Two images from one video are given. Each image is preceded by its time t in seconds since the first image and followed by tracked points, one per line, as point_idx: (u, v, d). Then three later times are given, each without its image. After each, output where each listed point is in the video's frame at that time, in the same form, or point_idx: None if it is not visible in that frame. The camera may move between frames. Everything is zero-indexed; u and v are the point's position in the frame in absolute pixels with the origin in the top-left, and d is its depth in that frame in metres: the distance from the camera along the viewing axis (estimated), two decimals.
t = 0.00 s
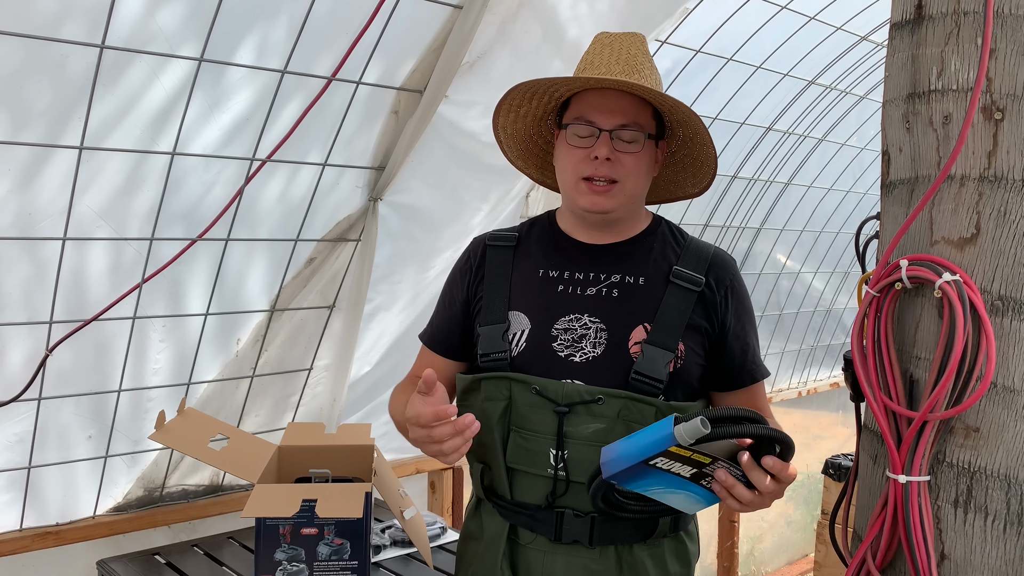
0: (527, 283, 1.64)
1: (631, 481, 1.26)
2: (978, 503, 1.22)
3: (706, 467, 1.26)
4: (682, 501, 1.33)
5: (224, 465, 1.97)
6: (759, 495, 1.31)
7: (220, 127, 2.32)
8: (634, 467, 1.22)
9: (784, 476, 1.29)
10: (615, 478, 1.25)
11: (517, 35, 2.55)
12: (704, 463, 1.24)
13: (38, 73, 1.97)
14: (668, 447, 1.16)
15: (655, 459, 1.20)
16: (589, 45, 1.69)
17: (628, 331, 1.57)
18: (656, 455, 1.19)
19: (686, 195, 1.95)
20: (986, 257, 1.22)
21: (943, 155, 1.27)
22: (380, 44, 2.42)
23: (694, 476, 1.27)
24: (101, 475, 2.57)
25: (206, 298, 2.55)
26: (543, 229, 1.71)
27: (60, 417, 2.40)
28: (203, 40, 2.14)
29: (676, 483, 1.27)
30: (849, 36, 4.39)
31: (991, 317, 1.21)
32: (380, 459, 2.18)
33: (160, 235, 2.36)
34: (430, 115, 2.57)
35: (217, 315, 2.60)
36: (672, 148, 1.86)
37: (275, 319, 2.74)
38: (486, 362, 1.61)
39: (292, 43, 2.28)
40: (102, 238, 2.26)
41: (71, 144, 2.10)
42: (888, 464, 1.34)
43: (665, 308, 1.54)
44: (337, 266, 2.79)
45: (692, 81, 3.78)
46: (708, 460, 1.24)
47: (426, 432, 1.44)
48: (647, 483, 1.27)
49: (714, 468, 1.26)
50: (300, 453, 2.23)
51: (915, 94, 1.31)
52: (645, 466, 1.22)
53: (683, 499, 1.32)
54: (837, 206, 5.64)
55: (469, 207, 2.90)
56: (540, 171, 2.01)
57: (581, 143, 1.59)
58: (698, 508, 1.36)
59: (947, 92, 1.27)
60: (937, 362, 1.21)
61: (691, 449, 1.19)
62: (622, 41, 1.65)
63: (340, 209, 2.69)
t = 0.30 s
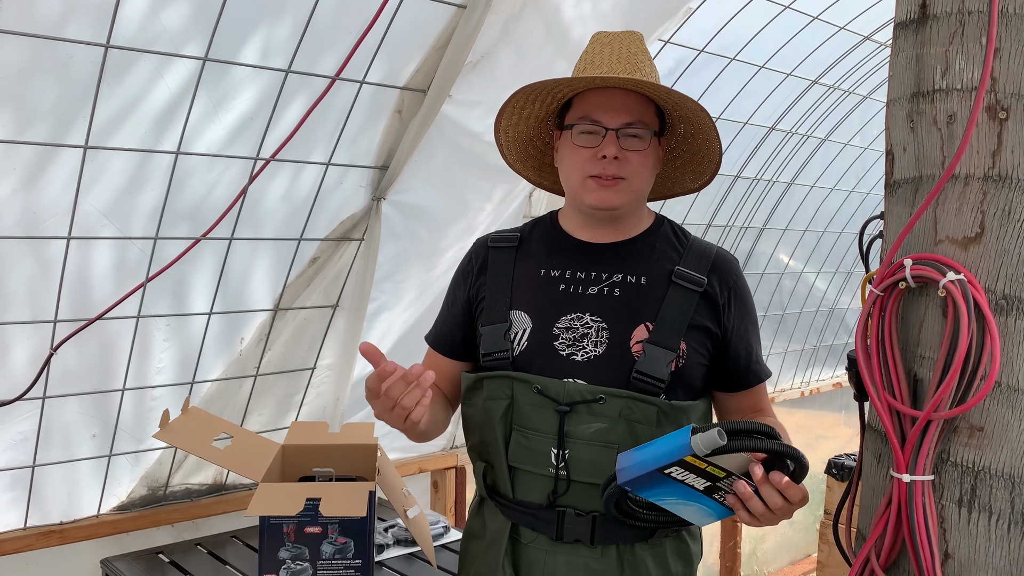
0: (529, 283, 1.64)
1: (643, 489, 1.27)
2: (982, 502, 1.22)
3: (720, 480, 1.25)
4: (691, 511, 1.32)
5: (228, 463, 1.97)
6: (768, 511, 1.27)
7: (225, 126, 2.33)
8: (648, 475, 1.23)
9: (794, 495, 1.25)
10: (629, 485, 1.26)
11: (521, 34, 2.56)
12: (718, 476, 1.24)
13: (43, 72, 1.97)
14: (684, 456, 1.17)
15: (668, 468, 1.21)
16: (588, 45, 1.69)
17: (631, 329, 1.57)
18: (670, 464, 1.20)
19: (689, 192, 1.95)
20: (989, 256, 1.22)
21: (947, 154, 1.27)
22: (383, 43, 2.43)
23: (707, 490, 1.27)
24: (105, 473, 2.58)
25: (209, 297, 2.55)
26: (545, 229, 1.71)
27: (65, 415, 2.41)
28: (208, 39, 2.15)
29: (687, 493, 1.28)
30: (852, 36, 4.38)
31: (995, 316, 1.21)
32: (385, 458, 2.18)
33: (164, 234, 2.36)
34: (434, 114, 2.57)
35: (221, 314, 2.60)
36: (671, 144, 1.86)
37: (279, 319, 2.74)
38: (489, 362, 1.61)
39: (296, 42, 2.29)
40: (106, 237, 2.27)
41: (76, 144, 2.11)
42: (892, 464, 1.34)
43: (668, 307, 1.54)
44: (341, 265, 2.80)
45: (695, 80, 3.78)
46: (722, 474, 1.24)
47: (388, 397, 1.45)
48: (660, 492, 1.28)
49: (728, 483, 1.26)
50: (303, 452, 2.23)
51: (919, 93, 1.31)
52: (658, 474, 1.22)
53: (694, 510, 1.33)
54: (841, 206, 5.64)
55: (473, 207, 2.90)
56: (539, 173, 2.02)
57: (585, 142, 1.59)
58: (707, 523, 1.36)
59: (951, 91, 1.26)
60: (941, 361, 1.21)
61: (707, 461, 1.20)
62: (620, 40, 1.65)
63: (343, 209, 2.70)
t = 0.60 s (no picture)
0: (530, 283, 1.65)
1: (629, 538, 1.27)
2: (982, 501, 1.22)
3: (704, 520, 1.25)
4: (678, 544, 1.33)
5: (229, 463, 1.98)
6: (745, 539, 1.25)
7: (227, 126, 2.33)
8: (633, 526, 1.23)
9: (774, 524, 1.22)
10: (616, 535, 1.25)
11: (522, 34, 2.56)
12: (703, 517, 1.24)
13: (45, 73, 1.98)
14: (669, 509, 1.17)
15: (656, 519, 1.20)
16: (591, 46, 1.69)
17: (632, 330, 1.57)
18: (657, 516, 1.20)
19: (689, 192, 1.96)
20: (990, 256, 1.22)
21: (947, 154, 1.27)
22: (384, 44, 2.43)
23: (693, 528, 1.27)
24: (107, 473, 2.59)
25: (211, 297, 2.56)
26: (546, 229, 1.71)
27: (67, 414, 2.42)
28: (210, 39, 2.16)
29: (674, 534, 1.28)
30: (853, 36, 4.39)
31: (995, 315, 1.21)
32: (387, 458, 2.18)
33: (166, 234, 2.37)
34: (436, 115, 2.58)
35: (223, 314, 2.61)
36: (673, 145, 1.86)
37: (280, 318, 2.74)
38: (490, 362, 1.62)
39: (297, 43, 2.30)
40: (108, 237, 2.27)
41: (77, 144, 2.11)
42: (892, 463, 1.34)
43: (669, 308, 1.54)
44: (342, 265, 2.80)
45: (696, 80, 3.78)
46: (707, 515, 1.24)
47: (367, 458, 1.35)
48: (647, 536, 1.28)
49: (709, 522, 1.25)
50: (305, 452, 2.24)
51: (919, 94, 1.31)
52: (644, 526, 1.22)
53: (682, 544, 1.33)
54: (842, 206, 5.64)
55: (474, 207, 2.90)
56: (540, 170, 2.01)
57: (587, 144, 1.60)
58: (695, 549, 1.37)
59: (951, 91, 1.27)
60: (941, 360, 1.22)
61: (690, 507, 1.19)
62: (625, 41, 1.65)
63: (344, 209, 2.70)
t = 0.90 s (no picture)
0: (530, 284, 1.65)
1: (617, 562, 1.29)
2: (980, 501, 1.23)
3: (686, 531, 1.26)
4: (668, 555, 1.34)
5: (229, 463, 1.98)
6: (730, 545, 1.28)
7: (227, 127, 2.34)
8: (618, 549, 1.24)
9: (753, 523, 1.25)
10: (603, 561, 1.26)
11: (521, 35, 2.57)
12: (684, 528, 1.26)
13: (46, 74, 1.99)
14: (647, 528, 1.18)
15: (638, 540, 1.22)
16: (590, 47, 1.69)
17: (631, 330, 1.58)
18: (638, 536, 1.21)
19: (688, 192, 1.96)
20: (987, 256, 1.22)
21: (944, 155, 1.28)
22: (384, 45, 2.44)
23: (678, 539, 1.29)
24: (108, 473, 2.59)
25: (212, 298, 2.56)
26: (545, 230, 1.72)
27: (68, 415, 2.42)
28: (210, 40, 2.16)
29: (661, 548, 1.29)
30: (853, 36, 4.39)
31: (993, 316, 1.22)
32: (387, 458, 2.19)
33: (166, 235, 2.38)
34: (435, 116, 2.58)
35: (223, 315, 2.61)
36: (672, 146, 1.86)
37: (280, 319, 2.75)
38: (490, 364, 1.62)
39: (297, 44, 2.30)
40: (108, 239, 2.28)
41: (78, 145, 2.12)
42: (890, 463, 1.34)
43: (668, 309, 1.55)
44: (342, 266, 2.81)
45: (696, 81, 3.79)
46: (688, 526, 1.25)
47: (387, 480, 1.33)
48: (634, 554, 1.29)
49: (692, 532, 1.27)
50: (305, 452, 2.24)
51: (917, 94, 1.32)
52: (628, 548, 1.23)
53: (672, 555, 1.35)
54: (842, 206, 5.64)
55: (473, 208, 2.91)
56: (539, 170, 2.02)
57: (586, 145, 1.60)
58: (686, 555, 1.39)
59: (949, 92, 1.27)
60: (939, 360, 1.22)
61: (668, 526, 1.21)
62: (624, 42, 1.66)
63: (344, 209, 2.71)
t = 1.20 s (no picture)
0: (529, 285, 1.65)
1: None
2: (979, 502, 1.23)
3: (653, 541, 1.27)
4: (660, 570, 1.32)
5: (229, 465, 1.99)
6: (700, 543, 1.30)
7: (226, 129, 2.34)
8: None
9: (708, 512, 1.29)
10: None
11: (520, 36, 2.57)
12: (648, 540, 1.26)
13: (45, 76, 1.99)
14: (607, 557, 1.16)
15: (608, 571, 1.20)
16: (588, 48, 1.70)
17: (630, 331, 1.58)
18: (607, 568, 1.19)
19: (687, 194, 1.96)
20: (986, 257, 1.22)
21: (942, 156, 1.28)
22: (383, 47, 2.44)
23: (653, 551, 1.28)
24: (107, 475, 2.59)
25: (211, 300, 2.56)
26: (544, 231, 1.72)
27: (67, 417, 2.43)
28: (209, 42, 2.17)
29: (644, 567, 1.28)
30: (852, 37, 4.40)
31: (991, 317, 1.22)
32: (386, 460, 2.20)
33: (165, 237, 2.38)
34: (434, 117, 2.58)
35: (223, 316, 2.61)
36: (671, 147, 1.86)
37: (280, 320, 2.75)
38: (489, 364, 1.62)
39: (296, 45, 2.30)
40: (108, 240, 2.28)
41: (77, 147, 2.12)
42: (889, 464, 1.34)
43: (665, 310, 1.55)
44: (342, 268, 2.81)
45: (695, 82, 3.79)
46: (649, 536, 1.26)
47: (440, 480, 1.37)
48: None
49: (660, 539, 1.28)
50: (305, 454, 2.24)
51: (915, 95, 1.32)
52: None
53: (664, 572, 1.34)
54: (841, 207, 5.65)
55: (473, 209, 2.91)
56: (540, 172, 2.02)
57: (583, 146, 1.60)
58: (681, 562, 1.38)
59: (946, 93, 1.27)
60: (937, 362, 1.22)
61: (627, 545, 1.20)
62: (621, 44, 1.66)
63: (344, 210, 2.71)
